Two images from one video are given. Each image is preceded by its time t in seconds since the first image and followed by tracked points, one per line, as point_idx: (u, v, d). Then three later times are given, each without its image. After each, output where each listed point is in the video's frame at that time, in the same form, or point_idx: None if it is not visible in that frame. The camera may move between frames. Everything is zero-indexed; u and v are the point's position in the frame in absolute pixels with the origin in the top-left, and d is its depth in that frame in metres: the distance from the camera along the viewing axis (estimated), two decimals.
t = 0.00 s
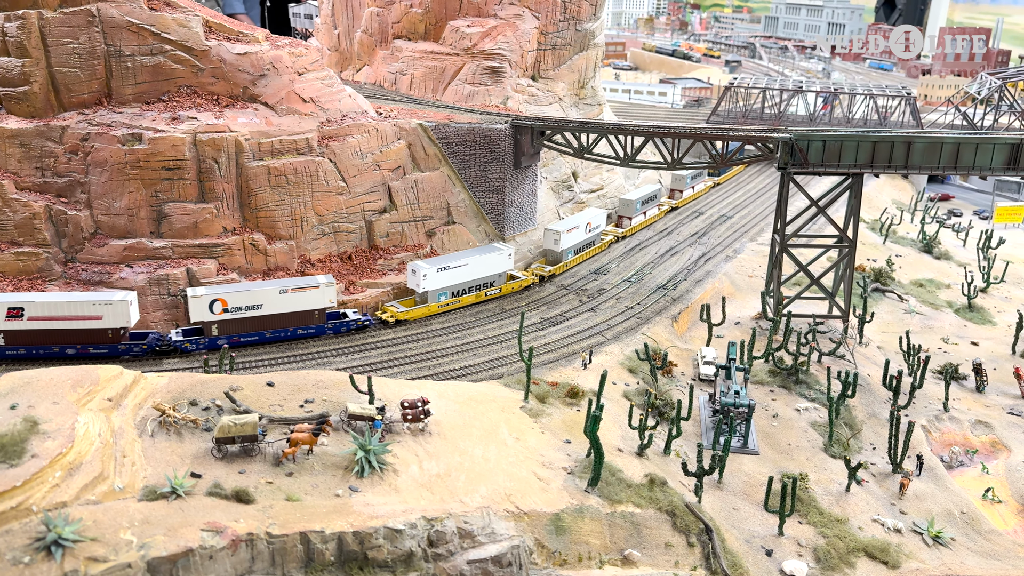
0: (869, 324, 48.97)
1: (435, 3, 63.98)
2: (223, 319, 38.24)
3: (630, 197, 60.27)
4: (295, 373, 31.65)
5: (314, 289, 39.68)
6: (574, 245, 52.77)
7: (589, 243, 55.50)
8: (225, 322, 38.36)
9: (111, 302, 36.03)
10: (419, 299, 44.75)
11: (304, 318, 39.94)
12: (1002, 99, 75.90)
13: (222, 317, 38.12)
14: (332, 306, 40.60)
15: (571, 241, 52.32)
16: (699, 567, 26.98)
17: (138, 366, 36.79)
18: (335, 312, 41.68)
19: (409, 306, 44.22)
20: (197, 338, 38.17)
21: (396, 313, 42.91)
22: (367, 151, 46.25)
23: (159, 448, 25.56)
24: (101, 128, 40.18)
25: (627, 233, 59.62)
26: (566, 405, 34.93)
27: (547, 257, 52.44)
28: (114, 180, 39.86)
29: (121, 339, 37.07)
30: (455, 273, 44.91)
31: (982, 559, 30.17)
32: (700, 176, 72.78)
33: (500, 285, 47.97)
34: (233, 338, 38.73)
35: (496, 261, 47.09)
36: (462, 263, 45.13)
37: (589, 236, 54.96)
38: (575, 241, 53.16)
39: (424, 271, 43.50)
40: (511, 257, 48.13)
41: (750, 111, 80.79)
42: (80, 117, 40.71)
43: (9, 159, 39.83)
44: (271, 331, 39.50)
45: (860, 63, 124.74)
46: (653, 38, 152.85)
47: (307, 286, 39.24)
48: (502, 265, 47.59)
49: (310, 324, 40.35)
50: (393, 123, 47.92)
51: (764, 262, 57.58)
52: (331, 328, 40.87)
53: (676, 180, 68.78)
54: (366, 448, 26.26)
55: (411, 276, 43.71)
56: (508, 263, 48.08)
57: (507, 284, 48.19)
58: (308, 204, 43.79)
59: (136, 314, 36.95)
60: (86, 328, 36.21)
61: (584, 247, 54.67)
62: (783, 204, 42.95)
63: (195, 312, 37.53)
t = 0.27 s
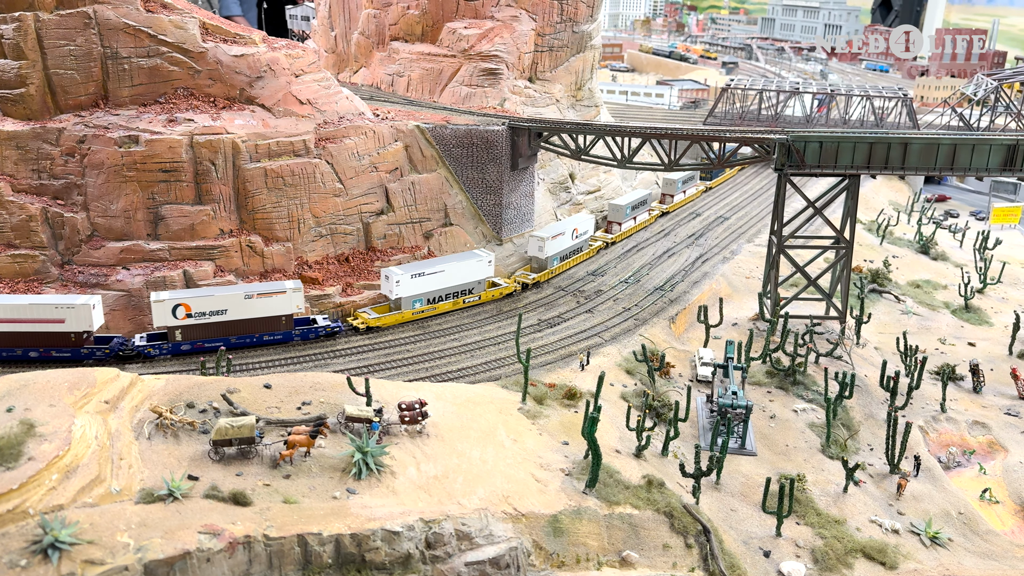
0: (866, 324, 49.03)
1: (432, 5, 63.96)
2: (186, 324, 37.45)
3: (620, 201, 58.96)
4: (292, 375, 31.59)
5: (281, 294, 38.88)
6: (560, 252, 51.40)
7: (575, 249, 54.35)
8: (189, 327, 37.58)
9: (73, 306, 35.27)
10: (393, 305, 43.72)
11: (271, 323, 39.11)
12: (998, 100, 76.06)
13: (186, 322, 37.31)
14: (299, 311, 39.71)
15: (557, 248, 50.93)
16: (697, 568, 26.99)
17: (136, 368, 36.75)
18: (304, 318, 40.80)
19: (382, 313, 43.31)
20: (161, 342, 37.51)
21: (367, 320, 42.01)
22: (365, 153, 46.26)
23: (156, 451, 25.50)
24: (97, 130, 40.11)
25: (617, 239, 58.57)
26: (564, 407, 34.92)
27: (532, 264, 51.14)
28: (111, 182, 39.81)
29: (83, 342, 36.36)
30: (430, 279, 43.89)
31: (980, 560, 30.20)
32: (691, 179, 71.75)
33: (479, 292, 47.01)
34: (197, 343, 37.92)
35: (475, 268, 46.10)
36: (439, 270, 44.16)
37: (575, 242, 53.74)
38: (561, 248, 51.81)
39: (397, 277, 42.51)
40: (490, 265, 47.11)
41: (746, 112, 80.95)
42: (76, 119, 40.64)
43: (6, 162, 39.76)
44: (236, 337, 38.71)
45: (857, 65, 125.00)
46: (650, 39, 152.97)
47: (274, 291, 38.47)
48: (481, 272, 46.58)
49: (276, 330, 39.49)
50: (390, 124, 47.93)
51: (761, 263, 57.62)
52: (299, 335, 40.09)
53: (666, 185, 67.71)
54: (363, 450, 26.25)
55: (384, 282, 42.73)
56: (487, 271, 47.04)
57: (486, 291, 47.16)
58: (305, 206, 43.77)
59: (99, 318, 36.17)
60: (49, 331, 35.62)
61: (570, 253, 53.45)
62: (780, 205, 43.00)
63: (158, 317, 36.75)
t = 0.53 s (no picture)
0: (863, 325, 49.10)
1: (429, 7, 64.32)
2: (150, 328, 37.06)
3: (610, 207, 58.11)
4: (290, 377, 31.55)
5: (247, 300, 38.20)
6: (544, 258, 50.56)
7: (562, 256, 53.28)
8: (152, 331, 37.16)
9: (35, 309, 35.25)
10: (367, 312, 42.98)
11: (236, 329, 38.43)
12: (995, 101, 76.24)
13: (149, 326, 36.94)
14: (266, 317, 39.01)
15: (541, 255, 50.15)
16: (695, 569, 27.00)
17: (134, 370, 36.71)
18: (273, 324, 40.04)
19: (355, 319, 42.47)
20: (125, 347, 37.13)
21: (338, 326, 41.18)
22: (362, 155, 46.26)
23: (154, 453, 25.47)
24: (94, 132, 40.10)
25: (605, 245, 57.55)
26: (562, 408, 34.93)
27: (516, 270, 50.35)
28: (108, 184, 39.78)
29: (47, 346, 36.15)
30: (404, 286, 43.08)
31: (977, 560, 30.24)
32: (683, 184, 70.65)
33: (458, 299, 46.06)
34: (161, 348, 37.49)
35: (452, 274, 45.20)
36: (414, 276, 43.32)
37: (562, 249, 52.80)
38: (546, 254, 50.99)
39: (369, 283, 41.78)
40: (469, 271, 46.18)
41: (743, 114, 81.11)
42: (73, 121, 40.62)
43: (3, 164, 39.71)
44: (201, 343, 38.15)
45: (854, 65, 125.12)
46: (647, 41, 153.18)
47: (237, 296, 37.80)
48: (459, 278, 45.67)
49: (242, 335, 38.82)
50: (388, 126, 47.94)
51: (759, 264, 57.69)
52: (266, 341, 39.29)
53: (657, 189, 66.61)
54: (361, 452, 26.20)
55: (357, 288, 42.08)
56: (466, 277, 46.10)
57: (464, 298, 46.19)
58: (303, 208, 43.74)
59: (64, 321, 36.13)
60: (12, 333, 35.51)
61: (557, 260, 52.38)
62: (778, 206, 43.06)
63: (121, 321, 36.42)
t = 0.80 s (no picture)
0: (861, 326, 49.13)
1: (426, 8, 64.48)
2: (114, 332, 36.52)
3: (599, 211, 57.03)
4: (288, 379, 31.52)
5: (211, 304, 37.58)
6: (527, 265, 49.48)
7: (548, 262, 52.15)
8: (117, 335, 36.62)
9: None
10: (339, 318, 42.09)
11: (201, 334, 37.87)
12: (992, 102, 76.35)
13: (113, 330, 36.39)
14: (232, 322, 38.46)
15: (524, 261, 49.10)
16: (694, 570, 27.00)
17: (131, 372, 36.71)
18: (240, 329, 39.36)
19: (325, 325, 41.62)
20: (89, 351, 36.66)
21: (306, 332, 40.35)
22: (360, 156, 46.25)
23: (152, 455, 25.43)
24: (92, 134, 40.09)
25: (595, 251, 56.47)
26: (560, 409, 34.92)
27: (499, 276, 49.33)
28: (105, 186, 39.74)
29: (11, 348, 35.74)
30: (376, 292, 42.03)
31: (975, 560, 30.27)
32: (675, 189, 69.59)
33: (434, 306, 45.00)
34: (125, 353, 36.96)
35: (429, 281, 44.08)
36: (387, 282, 42.26)
37: (547, 255, 51.68)
38: (530, 261, 49.90)
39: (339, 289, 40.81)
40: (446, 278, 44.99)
41: (741, 115, 81.21)
42: (71, 123, 40.58)
43: None
44: (166, 347, 37.60)
45: (851, 66, 125.33)
46: (644, 42, 153.25)
47: (202, 301, 37.17)
48: (436, 285, 44.51)
49: (207, 341, 38.23)
50: (385, 128, 47.95)
51: (757, 265, 57.73)
52: (232, 346, 38.65)
53: (648, 194, 65.51)
54: (359, 453, 26.16)
55: (328, 293, 41.17)
56: (443, 284, 44.93)
57: (440, 305, 45.19)
58: (301, 209, 43.71)
59: (29, 325, 35.67)
60: None
61: (540, 266, 51.26)
62: (775, 207, 43.09)
63: (84, 325, 35.86)
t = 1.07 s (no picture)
0: (859, 326, 49.21)
1: (425, 10, 64.25)
2: (78, 336, 36.29)
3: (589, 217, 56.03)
4: (287, 381, 31.52)
5: (176, 309, 36.98)
6: (512, 271, 48.36)
7: (535, 269, 51.02)
8: (82, 339, 36.39)
9: None
10: (310, 324, 41.36)
11: (166, 338, 37.28)
12: (989, 102, 76.51)
13: (77, 333, 36.16)
14: (198, 327, 37.81)
15: (508, 268, 48.00)
16: (692, 570, 27.02)
17: (129, 374, 36.71)
18: (208, 334, 38.83)
19: (295, 331, 40.86)
20: (55, 354, 36.47)
21: (274, 338, 39.57)
22: (358, 157, 46.25)
23: (150, 457, 25.41)
24: (90, 136, 40.10)
25: (585, 256, 55.42)
26: (558, 410, 34.92)
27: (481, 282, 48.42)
28: (103, 188, 39.72)
29: None
30: (348, 298, 41.27)
31: (974, 560, 30.32)
32: (667, 193, 68.47)
33: (410, 312, 44.00)
34: (90, 356, 36.74)
35: (404, 286, 43.20)
36: (359, 287, 41.49)
37: (535, 261, 50.57)
38: (515, 267, 48.78)
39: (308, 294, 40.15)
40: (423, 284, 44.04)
41: (738, 116, 81.35)
42: (68, 125, 40.57)
43: None
44: (131, 352, 37.21)
45: (848, 67, 125.54)
46: (641, 43, 153.43)
47: (166, 305, 36.64)
48: (412, 291, 43.61)
49: (173, 345, 37.68)
50: (383, 129, 48.00)
51: (754, 266, 57.79)
52: (197, 352, 38.10)
53: (639, 198, 64.45)
54: (357, 455, 26.18)
55: (298, 298, 40.54)
56: (420, 290, 43.97)
57: (417, 311, 44.16)
58: (298, 211, 43.71)
59: None
60: None
61: (528, 274, 50.09)
62: (773, 208, 43.12)
63: (48, 328, 35.70)
